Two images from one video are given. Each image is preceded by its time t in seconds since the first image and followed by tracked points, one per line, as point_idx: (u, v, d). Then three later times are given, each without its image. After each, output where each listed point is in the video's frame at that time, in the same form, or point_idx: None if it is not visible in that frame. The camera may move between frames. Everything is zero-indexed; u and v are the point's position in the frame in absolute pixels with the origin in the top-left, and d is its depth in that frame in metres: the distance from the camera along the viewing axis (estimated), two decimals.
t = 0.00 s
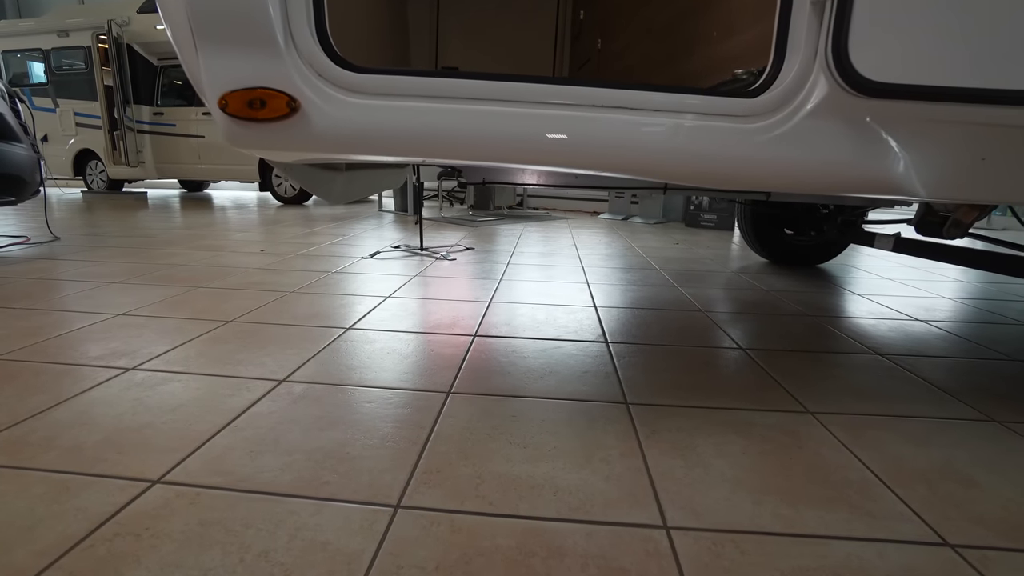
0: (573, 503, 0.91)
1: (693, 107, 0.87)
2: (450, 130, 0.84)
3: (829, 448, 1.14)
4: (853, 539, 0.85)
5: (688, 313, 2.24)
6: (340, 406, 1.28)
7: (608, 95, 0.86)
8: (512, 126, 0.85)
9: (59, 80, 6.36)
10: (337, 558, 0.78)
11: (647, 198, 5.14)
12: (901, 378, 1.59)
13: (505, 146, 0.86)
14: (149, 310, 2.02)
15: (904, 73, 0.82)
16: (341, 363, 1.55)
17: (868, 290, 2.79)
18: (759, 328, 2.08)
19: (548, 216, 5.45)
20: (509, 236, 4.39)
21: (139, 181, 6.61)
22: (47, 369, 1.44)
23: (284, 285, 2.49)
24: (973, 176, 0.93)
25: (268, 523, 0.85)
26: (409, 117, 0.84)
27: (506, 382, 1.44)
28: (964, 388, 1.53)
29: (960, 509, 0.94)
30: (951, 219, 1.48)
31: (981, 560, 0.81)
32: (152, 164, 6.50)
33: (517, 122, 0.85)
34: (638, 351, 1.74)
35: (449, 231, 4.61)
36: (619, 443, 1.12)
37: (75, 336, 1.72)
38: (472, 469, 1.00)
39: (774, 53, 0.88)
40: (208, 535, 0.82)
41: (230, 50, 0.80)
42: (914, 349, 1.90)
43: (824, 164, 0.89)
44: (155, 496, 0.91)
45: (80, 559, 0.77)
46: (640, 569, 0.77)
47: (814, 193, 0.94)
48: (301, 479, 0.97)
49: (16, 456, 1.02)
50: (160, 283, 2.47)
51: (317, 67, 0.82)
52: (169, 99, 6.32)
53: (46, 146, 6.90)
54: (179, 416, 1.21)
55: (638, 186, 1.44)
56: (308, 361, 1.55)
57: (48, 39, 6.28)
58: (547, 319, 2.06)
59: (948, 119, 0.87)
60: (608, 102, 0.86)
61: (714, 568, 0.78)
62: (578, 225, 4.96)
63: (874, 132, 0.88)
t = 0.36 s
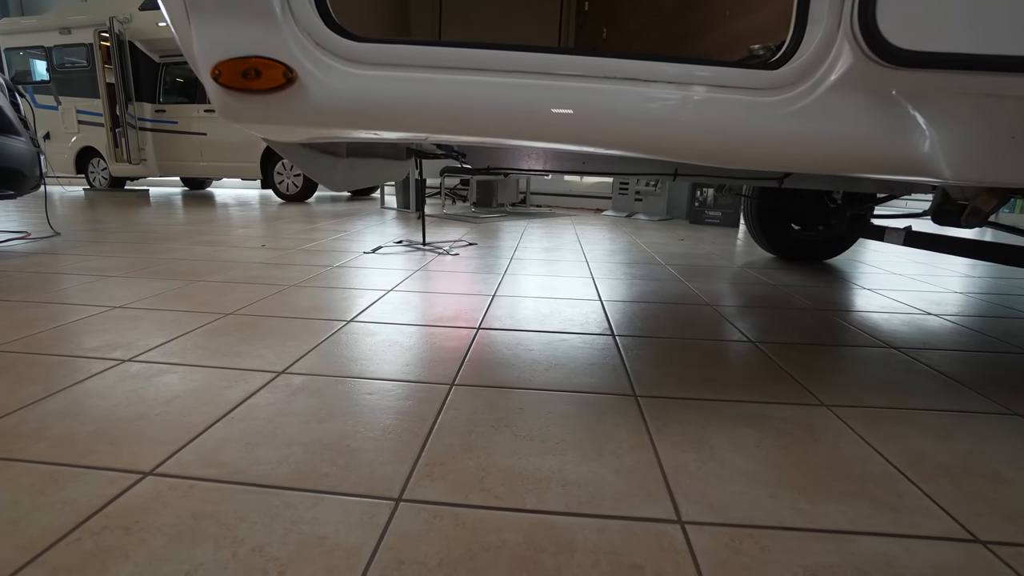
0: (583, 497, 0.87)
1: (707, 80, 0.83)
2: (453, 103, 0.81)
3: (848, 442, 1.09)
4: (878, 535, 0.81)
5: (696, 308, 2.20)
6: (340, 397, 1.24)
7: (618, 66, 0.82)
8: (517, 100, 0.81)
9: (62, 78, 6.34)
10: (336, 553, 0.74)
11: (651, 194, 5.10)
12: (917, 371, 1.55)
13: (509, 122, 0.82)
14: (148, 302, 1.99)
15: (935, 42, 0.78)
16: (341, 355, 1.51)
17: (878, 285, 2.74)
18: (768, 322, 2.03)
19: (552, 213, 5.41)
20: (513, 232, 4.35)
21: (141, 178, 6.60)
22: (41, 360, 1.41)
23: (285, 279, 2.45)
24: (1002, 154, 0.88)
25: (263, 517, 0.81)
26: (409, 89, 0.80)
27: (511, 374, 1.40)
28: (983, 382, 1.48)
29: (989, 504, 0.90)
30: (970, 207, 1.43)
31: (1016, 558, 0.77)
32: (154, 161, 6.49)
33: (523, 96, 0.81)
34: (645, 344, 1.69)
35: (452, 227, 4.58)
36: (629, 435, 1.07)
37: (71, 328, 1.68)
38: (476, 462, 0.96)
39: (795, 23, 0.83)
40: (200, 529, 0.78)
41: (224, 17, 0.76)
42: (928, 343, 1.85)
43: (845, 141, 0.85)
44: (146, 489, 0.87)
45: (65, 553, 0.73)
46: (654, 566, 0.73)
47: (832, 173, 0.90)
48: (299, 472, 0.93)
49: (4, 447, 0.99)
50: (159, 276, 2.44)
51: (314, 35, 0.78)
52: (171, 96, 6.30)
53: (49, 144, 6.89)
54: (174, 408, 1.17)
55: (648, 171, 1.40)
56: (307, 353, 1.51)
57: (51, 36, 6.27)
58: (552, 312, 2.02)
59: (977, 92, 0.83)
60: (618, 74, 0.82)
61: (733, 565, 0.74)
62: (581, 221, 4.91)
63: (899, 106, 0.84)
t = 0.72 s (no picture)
0: (592, 495, 0.84)
1: (720, 60, 0.80)
2: (456, 84, 0.78)
3: (864, 439, 1.06)
4: (902, 535, 0.78)
5: (703, 304, 2.16)
6: (341, 393, 1.21)
7: (628, 45, 0.79)
8: (523, 81, 0.78)
9: (63, 75, 6.33)
10: (336, 553, 0.71)
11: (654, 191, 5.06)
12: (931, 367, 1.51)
13: (514, 104, 0.79)
14: (147, 298, 1.96)
15: (965, 19, 0.75)
16: (342, 351, 1.48)
17: (885, 282, 2.70)
18: (775, 318, 2.00)
19: (554, 210, 5.38)
20: (515, 230, 4.31)
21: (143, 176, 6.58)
22: (37, 356, 1.38)
23: (286, 275, 2.42)
24: None
25: (261, 515, 0.78)
26: (411, 69, 0.77)
27: (515, 370, 1.37)
28: (999, 378, 1.45)
29: (1015, 504, 0.86)
30: (986, 200, 1.38)
31: None
32: (155, 159, 6.47)
33: (528, 76, 0.78)
34: (651, 340, 1.66)
35: (454, 225, 4.55)
36: (638, 432, 1.04)
37: (68, 323, 1.66)
38: (481, 459, 0.93)
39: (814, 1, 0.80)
40: (195, 528, 0.75)
41: None
42: (940, 338, 1.82)
43: (865, 124, 0.81)
44: (140, 486, 0.84)
45: (54, 553, 0.70)
46: (669, 567, 0.70)
47: (850, 158, 0.86)
48: (298, 469, 0.90)
49: None
50: (159, 272, 2.41)
51: (314, 11, 0.75)
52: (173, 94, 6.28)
53: (50, 141, 6.87)
54: (172, 404, 1.14)
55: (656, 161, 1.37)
56: (307, 349, 1.48)
57: (53, 34, 6.25)
58: (556, 308, 1.98)
59: (1004, 72, 0.80)
60: (629, 53, 0.79)
61: (751, 566, 0.70)
62: (584, 219, 4.88)
63: (922, 88, 0.81)
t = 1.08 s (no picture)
0: (598, 495, 0.83)
1: (727, 52, 0.79)
2: (459, 77, 0.76)
3: (872, 438, 1.05)
4: (914, 536, 0.76)
5: (706, 303, 2.15)
6: (343, 392, 1.20)
7: (634, 38, 0.78)
8: (527, 74, 0.77)
9: (64, 75, 6.32)
10: (338, 554, 0.70)
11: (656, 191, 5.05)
12: (937, 366, 1.50)
13: (517, 98, 0.78)
14: (146, 297, 1.95)
15: (976, 9, 0.74)
16: (343, 350, 1.47)
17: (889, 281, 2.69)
18: (779, 318, 1.98)
19: (555, 210, 5.36)
20: (516, 229, 4.30)
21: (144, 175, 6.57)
22: (36, 354, 1.37)
23: (286, 274, 2.41)
24: None
25: (262, 515, 0.77)
26: (413, 61, 0.76)
27: (518, 369, 1.36)
28: (1007, 377, 1.43)
29: None
30: (994, 197, 1.37)
31: None
32: (156, 158, 6.47)
33: (532, 69, 0.77)
34: (654, 339, 1.65)
35: (455, 225, 4.53)
36: (643, 431, 1.03)
37: (68, 322, 1.64)
38: (485, 459, 0.92)
39: None
40: (195, 528, 0.74)
41: None
42: (945, 338, 1.80)
43: (875, 118, 0.80)
44: (140, 485, 0.83)
45: (51, 553, 0.69)
46: (678, 568, 0.69)
47: (858, 153, 0.85)
48: (300, 468, 0.89)
49: None
50: (159, 271, 2.40)
51: (316, 3, 0.74)
52: (173, 94, 6.25)
53: (50, 141, 6.86)
54: (171, 402, 1.13)
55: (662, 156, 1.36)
56: (308, 348, 1.47)
57: (53, 34, 6.25)
58: (558, 307, 1.97)
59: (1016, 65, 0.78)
60: (634, 45, 0.78)
61: (761, 568, 0.69)
62: (585, 219, 4.87)
63: (935, 81, 0.79)
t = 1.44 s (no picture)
0: (599, 495, 0.83)
1: (728, 52, 0.79)
2: (460, 77, 0.76)
3: (874, 439, 1.05)
4: (916, 536, 0.76)
5: (707, 303, 2.15)
6: (344, 392, 1.20)
7: (636, 38, 0.78)
8: (527, 73, 0.77)
9: (66, 76, 6.33)
10: (340, 553, 0.70)
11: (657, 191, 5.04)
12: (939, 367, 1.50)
13: (517, 97, 0.78)
14: (148, 297, 1.95)
15: (978, 8, 0.74)
16: (345, 350, 1.47)
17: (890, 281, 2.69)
18: (780, 318, 1.98)
19: (556, 210, 5.35)
20: (517, 229, 4.30)
21: (145, 176, 6.58)
22: (37, 354, 1.37)
23: (287, 275, 2.41)
24: None
25: (263, 515, 0.77)
26: (415, 60, 0.76)
27: (519, 369, 1.36)
28: (1009, 377, 1.43)
29: None
30: (996, 197, 1.37)
31: None
32: (157, 159, 6.47)
33: (533, 68, 0.77)
34: (655, 339, 1.65)
35: (456, 225, 4.53)
36: (644, 432, 1.03)
37: (69, 322, 1.64)
38: (486, 459, 0.92)
39: None
40: (197, 528, 0.74)
41: None
42: (947, 338, 1.80)
43: (876, 118, 0.80)
44: (141, 485, 0.83)
45: (53, 553, 0.69)
46: (679, 568, 0.68)
47: (860, 153, 0.85)
48: (301, 468, 0.89)
49: None
50: (160, 271, 2.40)
51: (319, 3, 0.74)
52: (173, 95, 6.24)
53: (52, 142, 6.87)
54: (173, 402, 1.13)
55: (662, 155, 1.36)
56: (309, 348, 1.47)
57: (55, 35, 6.25)
58: (560, 308, 1.97)
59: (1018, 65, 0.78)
60: (635, 45, 0.78)
61: (763, 568, 0.69)
62: (586, 219, 4.87)
63: (937, 81, 0.79)
